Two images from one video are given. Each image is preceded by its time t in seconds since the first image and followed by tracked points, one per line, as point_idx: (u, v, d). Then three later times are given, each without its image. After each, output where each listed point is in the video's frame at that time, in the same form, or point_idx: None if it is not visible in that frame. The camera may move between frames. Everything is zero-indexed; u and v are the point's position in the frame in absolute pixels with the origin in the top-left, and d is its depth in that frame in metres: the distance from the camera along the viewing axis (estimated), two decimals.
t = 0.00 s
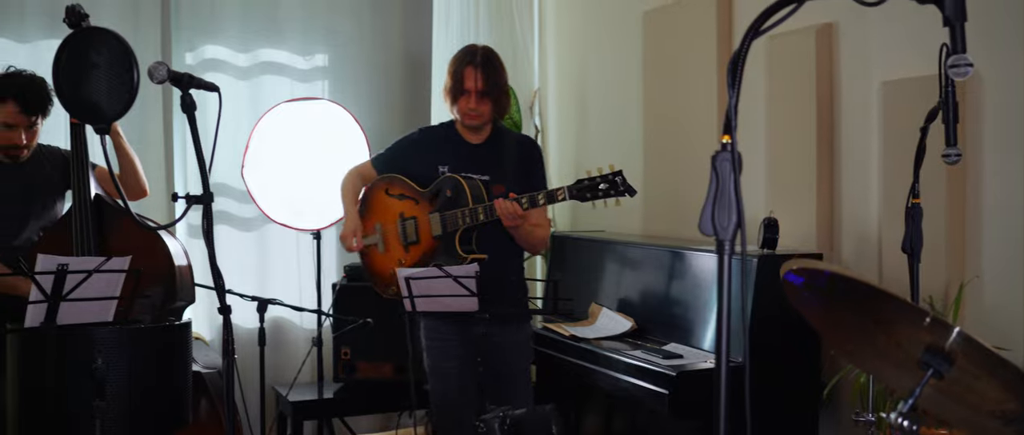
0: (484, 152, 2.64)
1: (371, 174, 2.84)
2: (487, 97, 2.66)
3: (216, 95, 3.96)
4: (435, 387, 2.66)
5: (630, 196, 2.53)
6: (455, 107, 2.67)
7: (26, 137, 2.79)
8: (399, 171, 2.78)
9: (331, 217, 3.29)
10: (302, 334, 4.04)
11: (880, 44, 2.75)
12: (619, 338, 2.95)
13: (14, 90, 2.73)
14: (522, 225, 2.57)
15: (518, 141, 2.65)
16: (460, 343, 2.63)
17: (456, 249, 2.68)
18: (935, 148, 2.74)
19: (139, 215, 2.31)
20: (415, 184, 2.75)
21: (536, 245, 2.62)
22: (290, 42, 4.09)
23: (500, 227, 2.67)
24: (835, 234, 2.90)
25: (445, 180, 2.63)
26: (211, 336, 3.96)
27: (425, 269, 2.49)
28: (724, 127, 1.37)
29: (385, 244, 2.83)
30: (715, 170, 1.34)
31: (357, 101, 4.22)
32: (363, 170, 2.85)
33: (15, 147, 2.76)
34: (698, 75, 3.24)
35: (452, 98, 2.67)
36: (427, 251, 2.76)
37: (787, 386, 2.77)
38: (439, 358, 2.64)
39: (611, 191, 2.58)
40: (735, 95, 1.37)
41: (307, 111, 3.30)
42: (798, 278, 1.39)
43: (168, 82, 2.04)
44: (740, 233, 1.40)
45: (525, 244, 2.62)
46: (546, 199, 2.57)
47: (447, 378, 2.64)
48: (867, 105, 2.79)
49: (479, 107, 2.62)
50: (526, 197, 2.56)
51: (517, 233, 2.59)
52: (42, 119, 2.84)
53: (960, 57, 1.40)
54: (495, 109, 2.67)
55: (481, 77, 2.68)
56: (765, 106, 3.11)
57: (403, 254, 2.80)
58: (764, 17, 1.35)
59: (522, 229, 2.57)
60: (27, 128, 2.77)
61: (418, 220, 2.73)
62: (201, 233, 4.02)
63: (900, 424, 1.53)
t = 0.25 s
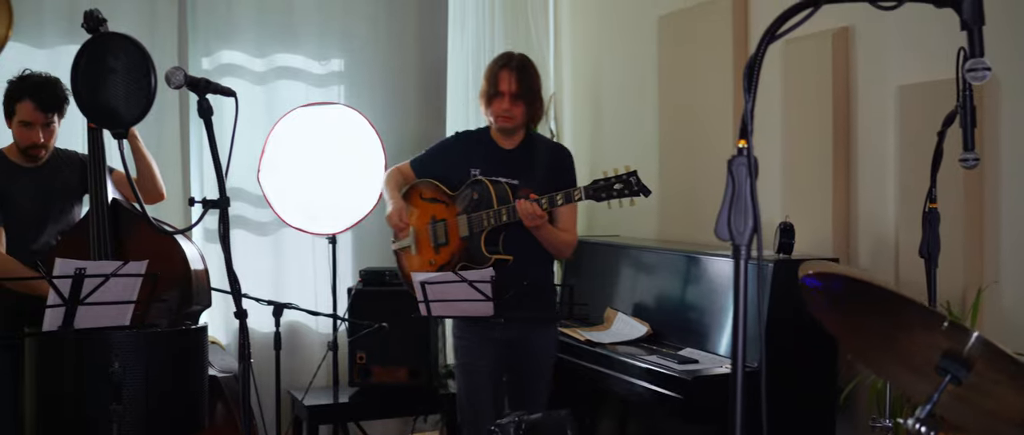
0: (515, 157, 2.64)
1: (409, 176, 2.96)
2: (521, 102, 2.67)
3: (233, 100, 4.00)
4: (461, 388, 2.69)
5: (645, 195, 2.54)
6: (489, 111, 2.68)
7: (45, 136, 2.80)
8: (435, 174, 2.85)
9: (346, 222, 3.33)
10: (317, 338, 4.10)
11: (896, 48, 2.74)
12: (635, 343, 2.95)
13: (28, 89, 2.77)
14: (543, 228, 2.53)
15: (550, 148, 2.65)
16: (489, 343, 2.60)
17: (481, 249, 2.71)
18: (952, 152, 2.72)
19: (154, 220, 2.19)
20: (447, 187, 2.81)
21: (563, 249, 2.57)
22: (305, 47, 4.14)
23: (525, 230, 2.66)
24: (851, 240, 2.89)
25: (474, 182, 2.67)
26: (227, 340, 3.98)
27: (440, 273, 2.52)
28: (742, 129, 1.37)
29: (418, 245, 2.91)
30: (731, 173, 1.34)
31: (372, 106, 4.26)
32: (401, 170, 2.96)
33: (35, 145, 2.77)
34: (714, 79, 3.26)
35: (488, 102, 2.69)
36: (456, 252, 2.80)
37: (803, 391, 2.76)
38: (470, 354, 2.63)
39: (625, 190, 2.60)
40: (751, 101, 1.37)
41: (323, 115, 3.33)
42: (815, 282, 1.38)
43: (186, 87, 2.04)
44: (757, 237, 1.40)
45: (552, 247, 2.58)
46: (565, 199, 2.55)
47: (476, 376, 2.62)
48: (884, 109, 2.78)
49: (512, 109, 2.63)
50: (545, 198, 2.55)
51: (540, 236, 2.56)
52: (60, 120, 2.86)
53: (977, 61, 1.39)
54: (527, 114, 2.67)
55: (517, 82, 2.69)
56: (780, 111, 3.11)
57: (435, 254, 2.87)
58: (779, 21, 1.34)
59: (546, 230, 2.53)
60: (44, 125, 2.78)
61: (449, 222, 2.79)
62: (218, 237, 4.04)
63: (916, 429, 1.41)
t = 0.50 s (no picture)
0: (545, 162, 2.65)
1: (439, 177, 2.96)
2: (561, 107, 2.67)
3: (251, 107, 4.04)
4: (486, 392, 2.68)
5: (655, 191, 2.50)
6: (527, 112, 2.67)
7: (63, 134, 2.82)
8: (466, 176, 2.87)
9: (364, 228, 3.38)
10: (334, 343, 4.12)
11: (914, 54, 2.73)
12: (652, 349, 2.96)
13: (46, 87, 2.82)
14: (563, 229, 2.54)
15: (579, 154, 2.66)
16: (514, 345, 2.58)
17: (503, 250, 2.71)
18: (971, 158, 2.70)
19: (174, 224, 2.20)
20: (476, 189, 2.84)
21: (585, 252, 2.58)
22: (323, 55, 4.18)
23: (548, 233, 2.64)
24: (870, 246, 2.89)
25: (497, 184, 2.70)
26: (245, 345, 4.02)
27: (457, 279, 2.48)
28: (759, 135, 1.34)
29: (448, 247, 3.01)
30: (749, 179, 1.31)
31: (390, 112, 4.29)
32: (430, 171, 2.95)
33: (52, 141, 2.78)
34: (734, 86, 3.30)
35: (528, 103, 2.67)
36: (480, 253, 2.86)
37: (821, 398, 2.75)
38: (496, 355, 2.64)
39: (634, 188, 2.56)
40: (769, 106, 1.33)
41: (341, 121, 3.35)
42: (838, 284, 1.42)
43: (205, 94, 2.03)
44: (775, 243, 1.37)
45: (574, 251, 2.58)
46: (579, 197, 2.57)
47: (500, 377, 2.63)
48: (902, 115, 2.77)
49: (552, 112, 2.62)
50: (561, 198, 2.58)
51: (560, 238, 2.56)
52: (77, 119, 2.89)
53: (997, 66, 1.40)
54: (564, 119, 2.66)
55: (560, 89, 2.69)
56: (798, 118, 3.11)
57: (463, 256, 2.95)
58: (797, 26, 1.32)
59: (563, 229, 2.53)
60: (62, 121, 2.81)
61: (474, 225, 2.85)
62: (236, 243, 4.06)
63: None
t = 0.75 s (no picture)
0: (569, 166, 2.66)
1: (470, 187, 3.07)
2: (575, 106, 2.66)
3: (269, 112, 4.07)
4: (504, 392, 2.69)
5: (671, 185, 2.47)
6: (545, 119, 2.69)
7: (82, 136, 2.74)
8: (494, 184, 2.96)
9: (382, 233, 3.39)
10: (351, 349, 4.16)
11: (933, 59, 2.72)
12: (670, 355, 2.96)
13: (65, 91, 2.77)
14: (584, 226, 2.47)
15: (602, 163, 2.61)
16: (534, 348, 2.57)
17: (525, 248, 2.72)
18: (992, 164, 2.68)
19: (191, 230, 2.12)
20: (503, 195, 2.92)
21: (609, 255, 2.51)
22: (341, 61, 4.21)
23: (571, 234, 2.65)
24: (889, 252, 2.87)
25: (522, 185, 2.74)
26: (262, 351, 4.05)
27: (475, 285, 2.48)
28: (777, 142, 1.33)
29: (475, 251, 3.03)
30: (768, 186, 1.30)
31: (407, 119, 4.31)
32: (461, 183, 3.07)
33: (72, 142, 2.70)
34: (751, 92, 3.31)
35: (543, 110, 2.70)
36: (503, 253, 2.87)
37: (840, 405, 2.74)
38: (517, 356, 2.64)
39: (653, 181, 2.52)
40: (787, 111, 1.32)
41: (361, 126, 3.39)
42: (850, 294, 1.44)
43: (224, 101, 2.01)
44: (794, 250, 1.35)
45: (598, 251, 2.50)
46: (597, 192, 2.53)
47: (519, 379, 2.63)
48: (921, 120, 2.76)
49: (565, 113, 2.62)
50: (580, 193, 2.55)
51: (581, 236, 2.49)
52: (95, 123, 2.82)
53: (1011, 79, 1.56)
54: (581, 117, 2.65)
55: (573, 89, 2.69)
56: (815, 124, 3.11)
57: (487, 258, 2.96)
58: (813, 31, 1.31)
59: (585, 227, 2.46)
60: (81, 124, 2.74)
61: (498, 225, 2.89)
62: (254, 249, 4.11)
63: None
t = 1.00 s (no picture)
0: (586, 171, 2.68)
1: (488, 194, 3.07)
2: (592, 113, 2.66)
3: (286, 118, 4.10)
4: (519, 399, 2.68)
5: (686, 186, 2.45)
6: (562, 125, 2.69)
7: (100, 143, 2.72)
8: (512, 191, 2.97)
9: (398, 239, 3.42)
10: (367, 354, 4.18)
11: (950, 63, 2.72)
12: (686, 361, 2.96)
13: (82, 97, 2.74)
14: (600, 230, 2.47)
15: (619, 168, 2.62)
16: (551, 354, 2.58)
17: (541, 253, 2.71)
18: (1011, 169, 2.67)
19: (210, 236, 2.07)
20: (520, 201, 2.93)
21: (625, 258, 2.50)
22: (357, 67, 4.24)
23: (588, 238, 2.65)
24: (906, 258, 2.87)
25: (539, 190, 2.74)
26: (278, 355, 4.07)
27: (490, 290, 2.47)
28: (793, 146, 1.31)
29: (494, 258, 3.03)
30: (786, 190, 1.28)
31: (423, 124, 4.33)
32: (478, 190, 3.08)
33: (91, 149, 2.67)
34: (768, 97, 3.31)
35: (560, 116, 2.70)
36: (520, 258, 2.86)
37: (857, 411, 2.73)
38: (532, 362, 2.64)
39: (667, 182, 2.51)
40: (804, 116, 1.31)
41: (377, 131, 3.43)
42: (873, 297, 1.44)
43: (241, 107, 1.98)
44: (812, 254, 1.33)
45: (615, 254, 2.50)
46: (612, 194, 2.53)
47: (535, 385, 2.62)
48: (939, 125, 2.76)
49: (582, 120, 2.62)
50: (596, 196, 2.55)
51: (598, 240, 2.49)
52: (113, 129, 2.78)
53: None
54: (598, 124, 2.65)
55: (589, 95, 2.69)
56: (832, 129, 3.11)
57: (505, 264, 2.95)
58: (834, 35, 1.32)
59: (600, 230, 2.46)
60: (99, 130, 2.71)
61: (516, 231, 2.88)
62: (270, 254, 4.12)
63: None
